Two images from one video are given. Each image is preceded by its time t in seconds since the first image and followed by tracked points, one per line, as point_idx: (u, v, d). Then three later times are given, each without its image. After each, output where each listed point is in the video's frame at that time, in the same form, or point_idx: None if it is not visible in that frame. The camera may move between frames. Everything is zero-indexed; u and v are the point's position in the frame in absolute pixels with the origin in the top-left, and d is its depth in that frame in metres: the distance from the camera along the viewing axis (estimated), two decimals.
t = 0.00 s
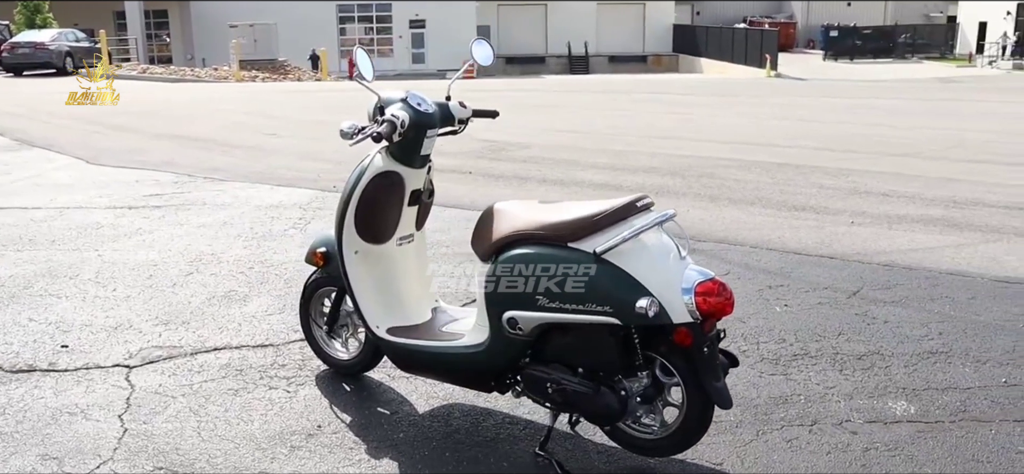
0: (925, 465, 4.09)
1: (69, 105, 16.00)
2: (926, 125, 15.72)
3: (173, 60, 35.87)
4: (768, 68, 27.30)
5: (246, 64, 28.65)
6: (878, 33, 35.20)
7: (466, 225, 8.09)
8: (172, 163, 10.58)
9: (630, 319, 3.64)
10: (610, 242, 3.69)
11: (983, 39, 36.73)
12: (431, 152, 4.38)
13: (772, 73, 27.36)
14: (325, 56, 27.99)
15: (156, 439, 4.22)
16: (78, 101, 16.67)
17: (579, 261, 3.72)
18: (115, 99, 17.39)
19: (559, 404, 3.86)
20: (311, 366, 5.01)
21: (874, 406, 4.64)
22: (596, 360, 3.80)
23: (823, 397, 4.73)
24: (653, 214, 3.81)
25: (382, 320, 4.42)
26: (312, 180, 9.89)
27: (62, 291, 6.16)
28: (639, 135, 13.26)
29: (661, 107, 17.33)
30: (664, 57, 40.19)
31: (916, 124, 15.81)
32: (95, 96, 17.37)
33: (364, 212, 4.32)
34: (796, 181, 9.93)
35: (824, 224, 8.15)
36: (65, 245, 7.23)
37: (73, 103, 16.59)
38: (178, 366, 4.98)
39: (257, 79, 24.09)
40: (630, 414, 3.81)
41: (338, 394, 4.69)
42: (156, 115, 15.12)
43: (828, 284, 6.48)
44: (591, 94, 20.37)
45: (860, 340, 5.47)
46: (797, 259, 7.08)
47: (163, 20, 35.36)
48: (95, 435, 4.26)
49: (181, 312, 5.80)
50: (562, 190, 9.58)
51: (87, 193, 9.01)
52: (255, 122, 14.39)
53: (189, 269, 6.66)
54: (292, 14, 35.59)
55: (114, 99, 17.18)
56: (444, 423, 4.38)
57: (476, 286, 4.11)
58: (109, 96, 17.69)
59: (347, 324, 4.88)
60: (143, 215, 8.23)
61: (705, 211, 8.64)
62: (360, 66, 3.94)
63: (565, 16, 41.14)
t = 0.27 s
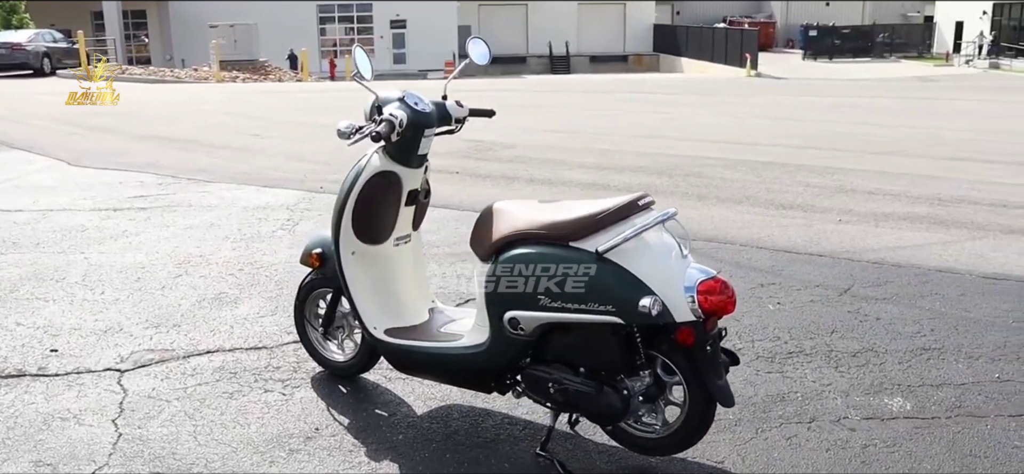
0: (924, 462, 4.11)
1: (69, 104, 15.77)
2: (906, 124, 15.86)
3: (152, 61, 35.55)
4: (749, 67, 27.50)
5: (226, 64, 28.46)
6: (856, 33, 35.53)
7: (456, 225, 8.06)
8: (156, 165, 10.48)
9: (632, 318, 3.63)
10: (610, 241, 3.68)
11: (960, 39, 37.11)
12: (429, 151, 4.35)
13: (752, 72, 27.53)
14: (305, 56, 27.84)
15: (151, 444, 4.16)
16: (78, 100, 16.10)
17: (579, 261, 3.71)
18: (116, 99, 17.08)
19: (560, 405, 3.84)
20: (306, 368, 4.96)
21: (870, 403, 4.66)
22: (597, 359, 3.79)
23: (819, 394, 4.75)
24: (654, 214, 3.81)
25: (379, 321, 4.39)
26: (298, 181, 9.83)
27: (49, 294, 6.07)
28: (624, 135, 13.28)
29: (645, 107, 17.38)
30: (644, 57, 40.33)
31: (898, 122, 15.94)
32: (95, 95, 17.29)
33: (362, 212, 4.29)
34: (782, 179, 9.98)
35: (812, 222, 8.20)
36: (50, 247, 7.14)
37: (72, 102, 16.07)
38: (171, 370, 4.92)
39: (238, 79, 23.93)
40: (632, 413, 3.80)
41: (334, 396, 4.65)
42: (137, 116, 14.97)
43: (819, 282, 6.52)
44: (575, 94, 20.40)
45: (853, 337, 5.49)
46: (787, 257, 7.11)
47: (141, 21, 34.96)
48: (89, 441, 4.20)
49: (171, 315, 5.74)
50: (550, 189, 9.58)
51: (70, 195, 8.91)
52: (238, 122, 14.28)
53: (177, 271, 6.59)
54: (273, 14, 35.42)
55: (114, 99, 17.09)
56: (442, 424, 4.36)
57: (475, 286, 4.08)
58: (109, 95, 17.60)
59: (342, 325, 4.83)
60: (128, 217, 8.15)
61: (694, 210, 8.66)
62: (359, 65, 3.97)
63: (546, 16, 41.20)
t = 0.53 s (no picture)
0: (922, 458, 4.13)
1: (69, 107, 15.93)
2: (887, 122, 15.99)
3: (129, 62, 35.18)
4: (729, 66, 27.73)
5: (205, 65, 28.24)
6: (834, 32, 35.88)
7: (444, 225, 8.03)
8: (139, 166, 10.37)
9: (634, 318, 3.62)
10: (611, 241, 3.67)
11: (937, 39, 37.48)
12: (425, 152, 4.32)
13: (733, 72, 27.67)
14: (286, 56, 27.69)
15: (147, 449, 4.11)
16: (78, 102, 16.60)
17: (580, 261, 3.70)
18: (116, 99, 17.21)
19: (561, 405, 3.83)
20: (300, 371, 4.92)
21: (866, 400, 4.68)
22: (598, 359, 3.78)
23: (815, 392, 4.77)
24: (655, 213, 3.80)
25: (377, 323, 4.35)
26: (283, 182, 9.76)
27: (36, 298, 5.99)
28: (609, 134, 13.30)
29: (628, 107, 17.42)
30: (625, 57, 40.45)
31: (878, 121, 16.06)
32: (93, 96, 17.17)
33: (359, 213, 4.25)
34: (768, 178, 10.03)
35: (799, 221, 8.24)
36: (35, 250, 7.04)
37: (74, 103, 16.50)
38: (163, 374, 4.87)
39: (217, 80, 23.75)
40: (633, 413, 3.79)
41: (331, 399, 4.61)
42: (117, 117, 14.82)
43: (810, 280, 6.55)
44: (557, 94, 20.42)
45: (846, 334, 5.52)
46: (777, 255, 7.14)
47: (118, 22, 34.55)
48: (83, 446, 4.14)
49: (161, 318, 5.68)
50: (538, 189, 9.57)
51: (52, 197, 8.80)
52: (220, 123, 14.16)
53: (166, 274, 6.52)
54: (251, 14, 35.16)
55: (113, 100, 16.97)
56: (441, 426, 4.33)
57: (474, 287, 4.06)
58: (107, 96, 17.48)
59: (338, 327, 4.80)
60: (113, 219, 8.06)
61: (681, 209, 8.68)
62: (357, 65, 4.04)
63: (526, 16, 41.23)
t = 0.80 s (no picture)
0: (919, 454, 4.16)
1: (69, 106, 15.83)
2: (868, 121, 16.11)
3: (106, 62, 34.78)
4: (708, 65, 27.99)
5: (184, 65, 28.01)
6: (811, 32, 36.18)
7: (433, 226, 8.00)
8: (121, 168, 10.25)
9: (636, 318, 3.62)
10: (611, 241, 3.66)
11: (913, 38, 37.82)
12: (421, 152, 4.29)
13: (712, 71, 27.81)
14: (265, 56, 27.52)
15: (141, 455, 4.05)
16: (78, 102, 16.49)
17: (580, 261, 3.69)
18: (116, 98, 17.16)
19: (561, 405, 3.81)
20: (294, 374, 4.88)
21: (861, 398, 4.70)
22: (598, 359, 3.77)
23: (811, 389, 4.78)
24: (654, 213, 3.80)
25: (372, 325, 4.32)
26: (268, 183, 9.68)
27: (21, 303, 5.90)
28: (594, 134, 13.32)
29: (611, 107, 17.45)
30: (605, 57, 40.55)
31: (858, 120, 16.19)
32: (93, 96, 17.05)
33: (355, 214, 4.22)
34: (753, 177, 10.08)
35: (787, 219, 8.28)
36: (18, 254, 6.94)
37: (74, 103, 16.36)
38: (154, 378, 4.81)
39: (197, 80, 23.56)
40: (634, 413, 3.78)
41: (326, 402, 4.57)
42: (96, 118, 14.65)
43: (800, 278, 6.57)
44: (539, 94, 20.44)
45: (838, 332, 5.55)
46: (766, 254, 7.17)
47: (95, 22, 34.15)
48: (75, 453, 4.07)
49: (150, 322, 5.60)
50: (525, 189, 9.56)
51: (33, 200, 8.67)
52: (202, 125, 14.04)
53: (153, 277, 6.45)
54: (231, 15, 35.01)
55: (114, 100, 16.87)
56: (438, 428, 4.30)
57: (472, 288, 4.04)
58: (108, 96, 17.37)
59: (332, 330, 4.75)
60: (96, 221, 7.96)
61: (669, 208, 8.70)
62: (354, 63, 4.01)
63: (506, 16, 41.23)
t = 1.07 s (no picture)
0: (912, 450, 4.19)
1: (68, 106, 15.66)
2: (845, 119, 16.26)
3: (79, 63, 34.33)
4: (685, 66, 28.08)
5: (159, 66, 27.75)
6: (787, 31, 36.43)
7: (418, 226, 7.97)
8: (100, 170, 10.13)
9: (636, 317, 3.62)
10: (610, 241, 3.66)
11: (887, 37, 38.22)
12: (414, 152, 4.27)
13: (689, 71, 27.96)
14: (241, 56, 27.32)
15: (133, 461, 3.99)
16: (78, 101, 16.28)
17: (579, 261, 3.68)
18: (116, 99, 17.00)
19: (560, 406, 3.80)
20: (285, 377, 4.84)
21: (853, 394, 4.74)
22: (597, 359, 3.76)
23: (803, 387, 4.81)
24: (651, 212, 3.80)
25: (367, 326, 4.29)
26: (249, 184, 9.61)
27: (3, 308, 5.81)
28: (575, 134, 13.35)
29: (591, 107, 17.50)
30: (582, 57, 40.66)
31: (835, 118, 16.33)
32: (93, 95, 16.94)
33: (349, 215, 4.18)
34: (735, 176, 10.14)
35: (770, 217, 8.33)
36: None
37: (74, 103, 16.16)
38: (144, 383, 4.75)
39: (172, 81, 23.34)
40: (632, 412, 3.78)
41: (319, 405, 4.54)
42: (72, 119, 14.47)
43: (786, 276, 6.62)
44: (519, 94, 20.45)
45: (826, 329, 5.59)
46: (751, 252, 7.21)
47: (67, 22, 33.69)
48: (65, 459, 4.01)
49: (136, 326, 5.54)
50: (508, 189, 9.56)
51: (11, 202, 8.55)
52: (180, 126, 13.91)
53: (137, 280, 6.38)
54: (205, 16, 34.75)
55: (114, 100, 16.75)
56: (434, 429, 4.28)
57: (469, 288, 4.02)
58: (108, 96, 17.26)
59: (324, 332, 4.72)
60: (77, 224, 7.86)
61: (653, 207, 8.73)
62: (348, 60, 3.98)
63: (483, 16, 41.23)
